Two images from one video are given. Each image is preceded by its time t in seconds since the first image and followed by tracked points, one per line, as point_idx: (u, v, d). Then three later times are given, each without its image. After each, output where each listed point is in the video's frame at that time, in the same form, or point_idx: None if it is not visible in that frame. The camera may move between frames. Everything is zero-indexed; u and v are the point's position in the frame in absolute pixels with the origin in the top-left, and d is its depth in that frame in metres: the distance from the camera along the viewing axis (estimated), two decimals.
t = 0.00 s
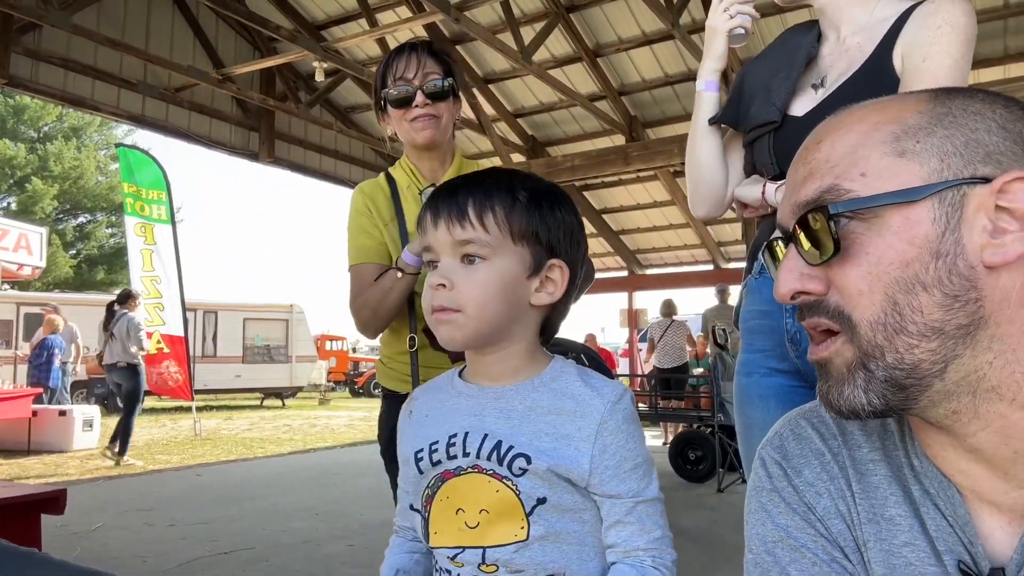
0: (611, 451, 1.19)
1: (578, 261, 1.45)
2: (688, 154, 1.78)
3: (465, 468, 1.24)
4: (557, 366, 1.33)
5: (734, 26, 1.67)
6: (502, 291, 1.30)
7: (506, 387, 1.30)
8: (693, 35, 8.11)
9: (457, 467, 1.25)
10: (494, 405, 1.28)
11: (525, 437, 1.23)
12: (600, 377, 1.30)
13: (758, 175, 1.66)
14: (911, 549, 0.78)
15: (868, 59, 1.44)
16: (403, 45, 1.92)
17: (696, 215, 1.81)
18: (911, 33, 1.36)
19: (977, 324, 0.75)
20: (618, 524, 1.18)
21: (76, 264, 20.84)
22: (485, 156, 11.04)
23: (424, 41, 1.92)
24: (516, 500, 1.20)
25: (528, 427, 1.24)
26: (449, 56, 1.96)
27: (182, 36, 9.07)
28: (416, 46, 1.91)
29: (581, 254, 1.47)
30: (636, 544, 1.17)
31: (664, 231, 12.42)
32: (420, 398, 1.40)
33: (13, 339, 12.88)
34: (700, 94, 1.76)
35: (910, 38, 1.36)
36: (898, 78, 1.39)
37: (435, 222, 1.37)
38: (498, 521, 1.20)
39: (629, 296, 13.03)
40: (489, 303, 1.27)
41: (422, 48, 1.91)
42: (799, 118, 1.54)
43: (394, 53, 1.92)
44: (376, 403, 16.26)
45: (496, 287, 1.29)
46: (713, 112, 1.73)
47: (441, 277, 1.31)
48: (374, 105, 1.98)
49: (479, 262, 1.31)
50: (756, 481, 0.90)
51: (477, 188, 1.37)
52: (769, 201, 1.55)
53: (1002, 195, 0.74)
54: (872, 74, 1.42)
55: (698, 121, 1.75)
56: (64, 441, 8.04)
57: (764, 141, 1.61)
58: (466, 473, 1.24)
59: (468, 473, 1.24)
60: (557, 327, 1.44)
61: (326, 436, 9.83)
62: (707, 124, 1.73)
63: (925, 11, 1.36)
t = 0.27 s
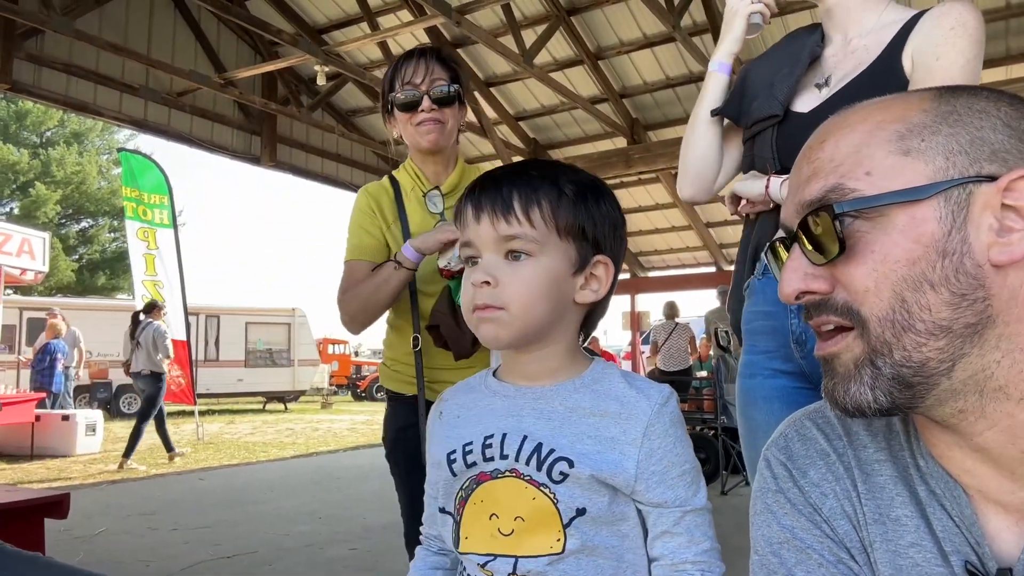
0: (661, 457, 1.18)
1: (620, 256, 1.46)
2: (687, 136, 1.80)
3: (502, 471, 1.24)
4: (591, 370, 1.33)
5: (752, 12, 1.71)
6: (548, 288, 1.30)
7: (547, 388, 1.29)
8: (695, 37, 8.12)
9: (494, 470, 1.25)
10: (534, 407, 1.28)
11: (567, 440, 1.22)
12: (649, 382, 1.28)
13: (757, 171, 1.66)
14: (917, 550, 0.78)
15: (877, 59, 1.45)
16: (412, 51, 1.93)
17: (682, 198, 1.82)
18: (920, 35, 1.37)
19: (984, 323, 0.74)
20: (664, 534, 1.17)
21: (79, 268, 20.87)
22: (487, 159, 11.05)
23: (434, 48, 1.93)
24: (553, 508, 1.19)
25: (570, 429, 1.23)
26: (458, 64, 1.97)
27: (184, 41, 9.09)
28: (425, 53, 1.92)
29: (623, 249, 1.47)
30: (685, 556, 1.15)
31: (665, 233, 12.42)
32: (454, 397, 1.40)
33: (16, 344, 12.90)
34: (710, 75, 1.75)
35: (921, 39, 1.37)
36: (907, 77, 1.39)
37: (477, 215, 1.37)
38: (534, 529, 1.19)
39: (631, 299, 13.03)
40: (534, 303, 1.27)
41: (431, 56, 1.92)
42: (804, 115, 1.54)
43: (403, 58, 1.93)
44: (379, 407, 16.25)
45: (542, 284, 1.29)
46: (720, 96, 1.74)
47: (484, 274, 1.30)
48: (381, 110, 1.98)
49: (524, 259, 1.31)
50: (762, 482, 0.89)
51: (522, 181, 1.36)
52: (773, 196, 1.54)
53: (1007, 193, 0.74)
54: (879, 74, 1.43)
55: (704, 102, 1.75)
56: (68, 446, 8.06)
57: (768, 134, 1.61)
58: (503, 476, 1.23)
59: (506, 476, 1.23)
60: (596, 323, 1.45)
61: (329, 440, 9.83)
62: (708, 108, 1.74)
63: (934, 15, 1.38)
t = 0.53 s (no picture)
0: (658, 463, 1.17)
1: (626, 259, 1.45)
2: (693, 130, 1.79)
3: (501, 476, 1.24)
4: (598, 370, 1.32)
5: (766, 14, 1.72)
6: (556, 289, 1.29)
7: (550, 394, 1.29)
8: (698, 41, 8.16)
9: (492, 475, 1.25)
10: (536, 413, 1.28)
11: (568, 446, 1.21)
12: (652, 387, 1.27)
13: (760, 174, 1.65)
14: (924, 551, 0.78)
15: (881, 62, 1.45)
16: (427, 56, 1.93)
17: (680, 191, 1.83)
18: (922, 38, 1.38)
19: (993, 323, 0.74)
20: (659, 547, 1.16)
21: (85, 275, 20.98)
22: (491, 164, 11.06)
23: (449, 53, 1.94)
24: (549, 514, 1.18)
25: (569, 436, 1.23)
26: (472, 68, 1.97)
27: (188, 48, 9.14)
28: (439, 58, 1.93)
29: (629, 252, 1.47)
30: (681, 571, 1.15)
31: (670, 237, 12.41)
32: (460, 398, 1.41)
33: (23, 351, 12.95)
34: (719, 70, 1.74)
35: (923, 42, 1.37)
36: (910, 78, 1.39)
37: (485, 216, 1.36)
38: (534, 535, 1.19)
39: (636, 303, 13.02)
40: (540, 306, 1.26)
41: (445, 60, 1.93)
42: (809, 118, 1.54)
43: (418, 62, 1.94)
44: (384, 412, 16.25)
45: (548, 287, 1.28)
46: (727, 91, 1.74)
47: (491, 275, 1.30)
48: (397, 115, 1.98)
49: (532, 259, 1.30)
50: (768, 483, 0.89)
51: (529, 182, 1.36)
52: (778, 199, 1.54)
53: (1014, 193, 0.74)
54: (882, 77, 1.43)
55: (710, 95, 1.75)
56: (74, 452, 8.08)
57: (771, 137, 1.61)
58: (501, 481, 1.23)
59: (505, 480, 1.23)
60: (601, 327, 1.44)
61: (334, 446, 9.83)
62: (718, 102, 1.74)
63: (935, 17, 1.38)
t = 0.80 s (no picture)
0: (603, 470, 1.16)
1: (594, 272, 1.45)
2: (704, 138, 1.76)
3: (466, 489, 1.24)
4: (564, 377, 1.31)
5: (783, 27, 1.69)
6: (522, 303, 1.28)
7: (514, 406, 1.28)
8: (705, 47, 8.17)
9: (457, 489, 1.25)
10: (499, 422, 1.28)
11: (524, 457, 1.21)
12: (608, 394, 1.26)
13: (768, 180, 1.65)
14: (937, 556, 0.77)
15: (886, 64, 1.45)
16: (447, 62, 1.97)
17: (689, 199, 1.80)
18: (926, 41, 1.37)
19: (1004, 325, 0.74)
20: (597, 556, 1.15)
21: (96, 284, 21.11)
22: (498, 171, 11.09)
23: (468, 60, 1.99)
24: (504, 528, 1.18)
25: (527, 447, 1.22)
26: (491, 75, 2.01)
27: (197, 58, 9.20)
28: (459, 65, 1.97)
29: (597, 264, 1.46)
30: None
31: (678, 243, 12.38)
32: (438, 413, 1.42)
33: (34, 359, 13.04)
34: (732, 77, 1.70)
35: (928, 44, 1.37)
36: (917, 80, 1.39)
37: (452, 230, 1.35)
38: (490, 549, 1.18)
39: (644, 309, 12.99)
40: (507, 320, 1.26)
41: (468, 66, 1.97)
42: (816, 123, 1.53)
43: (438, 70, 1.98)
44: (393, 420, 16.25)
45: (514, 301, 1.28)
46: (741, 100, 1.69)
47: (459, 291, 1.29)
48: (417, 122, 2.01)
49: (500, 275, 1.29)
50: (778, 488, 0.88)
51: (497, 196, 1.35)
52: (786, 205, 1.53)
53: None
54: (889, 80, 1.42)
55: (723, 104, 1.71)
56: (85, 460, 8.12)
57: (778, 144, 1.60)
58: (466, 494, 1.23)
59: (469, 494, 1.23)
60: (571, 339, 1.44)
61: (342, 453, 9.84)
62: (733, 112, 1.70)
63: (938, 20, 1.38)
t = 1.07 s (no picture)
0: (547, 472, 1.17)
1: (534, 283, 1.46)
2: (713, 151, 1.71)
3: (413, 507, 1.21)
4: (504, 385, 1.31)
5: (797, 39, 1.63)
6: (465, 314, 1.28)
7: (455, 417, 1.27)
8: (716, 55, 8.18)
9: (405, 507, 1.22)
10: (443, 434, 1.26)
11: (469, 467, 1.19)
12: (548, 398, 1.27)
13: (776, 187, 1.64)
14: (953, 561, 0.75)
15: (896, 67, 1.44)
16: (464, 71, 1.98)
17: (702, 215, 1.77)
18: (935, 44, 1.37)
19: (1020, 329, 0.72)
20: (547, 558, 1.15)
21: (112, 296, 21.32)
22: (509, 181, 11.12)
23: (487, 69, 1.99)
24: (452, 541, 1.16)
25: (473, 458, 1.20)
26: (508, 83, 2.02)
27: (212, 72, 9.31)
28: (477, 74, 1.98)
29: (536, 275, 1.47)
30: None
31: (691, 251, 12.35)
32: (376, 424, 1.39)
33: (51, 371, 13.15)
34: (742, 91, 1.65)
35: (936, 47, 1.36)
36: (926, 83, 1.38)
37: (393, 241, 1.34)
38: (440, 564, 1.16)
39: (658, 318, 12.94)
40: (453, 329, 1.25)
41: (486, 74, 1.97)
42: (826, 128, 1.53)
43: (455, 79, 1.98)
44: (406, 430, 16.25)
45: (457, 312, 1.27)
46: (752, 115, 1.64)
47: (400, 301, 1.27)
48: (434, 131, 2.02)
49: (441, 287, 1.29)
50: (791, 493, 0.88)
51: (440, 207, 1.35)
52: (797, 211, 1.53)
53: None
54: (899, 82, 1.42)
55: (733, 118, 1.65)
56: (101, 471, 8.17)
57: (788, 150, 1.60)
58: (413, 512, 1.21)
59: (416, 512, 1.20)
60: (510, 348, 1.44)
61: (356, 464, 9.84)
62: (743, 131, 1.64)
63: (946, 21, 1.37)
